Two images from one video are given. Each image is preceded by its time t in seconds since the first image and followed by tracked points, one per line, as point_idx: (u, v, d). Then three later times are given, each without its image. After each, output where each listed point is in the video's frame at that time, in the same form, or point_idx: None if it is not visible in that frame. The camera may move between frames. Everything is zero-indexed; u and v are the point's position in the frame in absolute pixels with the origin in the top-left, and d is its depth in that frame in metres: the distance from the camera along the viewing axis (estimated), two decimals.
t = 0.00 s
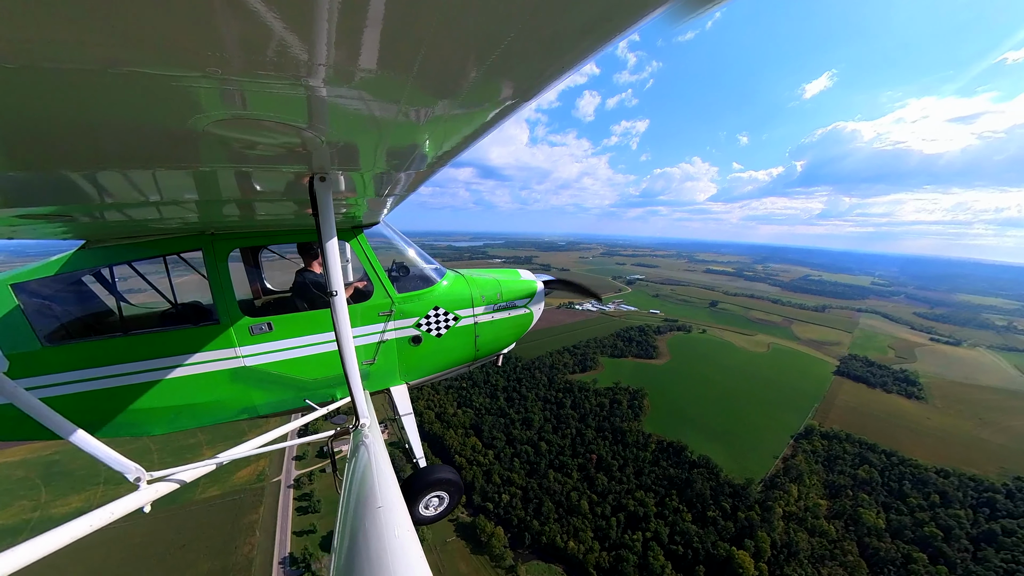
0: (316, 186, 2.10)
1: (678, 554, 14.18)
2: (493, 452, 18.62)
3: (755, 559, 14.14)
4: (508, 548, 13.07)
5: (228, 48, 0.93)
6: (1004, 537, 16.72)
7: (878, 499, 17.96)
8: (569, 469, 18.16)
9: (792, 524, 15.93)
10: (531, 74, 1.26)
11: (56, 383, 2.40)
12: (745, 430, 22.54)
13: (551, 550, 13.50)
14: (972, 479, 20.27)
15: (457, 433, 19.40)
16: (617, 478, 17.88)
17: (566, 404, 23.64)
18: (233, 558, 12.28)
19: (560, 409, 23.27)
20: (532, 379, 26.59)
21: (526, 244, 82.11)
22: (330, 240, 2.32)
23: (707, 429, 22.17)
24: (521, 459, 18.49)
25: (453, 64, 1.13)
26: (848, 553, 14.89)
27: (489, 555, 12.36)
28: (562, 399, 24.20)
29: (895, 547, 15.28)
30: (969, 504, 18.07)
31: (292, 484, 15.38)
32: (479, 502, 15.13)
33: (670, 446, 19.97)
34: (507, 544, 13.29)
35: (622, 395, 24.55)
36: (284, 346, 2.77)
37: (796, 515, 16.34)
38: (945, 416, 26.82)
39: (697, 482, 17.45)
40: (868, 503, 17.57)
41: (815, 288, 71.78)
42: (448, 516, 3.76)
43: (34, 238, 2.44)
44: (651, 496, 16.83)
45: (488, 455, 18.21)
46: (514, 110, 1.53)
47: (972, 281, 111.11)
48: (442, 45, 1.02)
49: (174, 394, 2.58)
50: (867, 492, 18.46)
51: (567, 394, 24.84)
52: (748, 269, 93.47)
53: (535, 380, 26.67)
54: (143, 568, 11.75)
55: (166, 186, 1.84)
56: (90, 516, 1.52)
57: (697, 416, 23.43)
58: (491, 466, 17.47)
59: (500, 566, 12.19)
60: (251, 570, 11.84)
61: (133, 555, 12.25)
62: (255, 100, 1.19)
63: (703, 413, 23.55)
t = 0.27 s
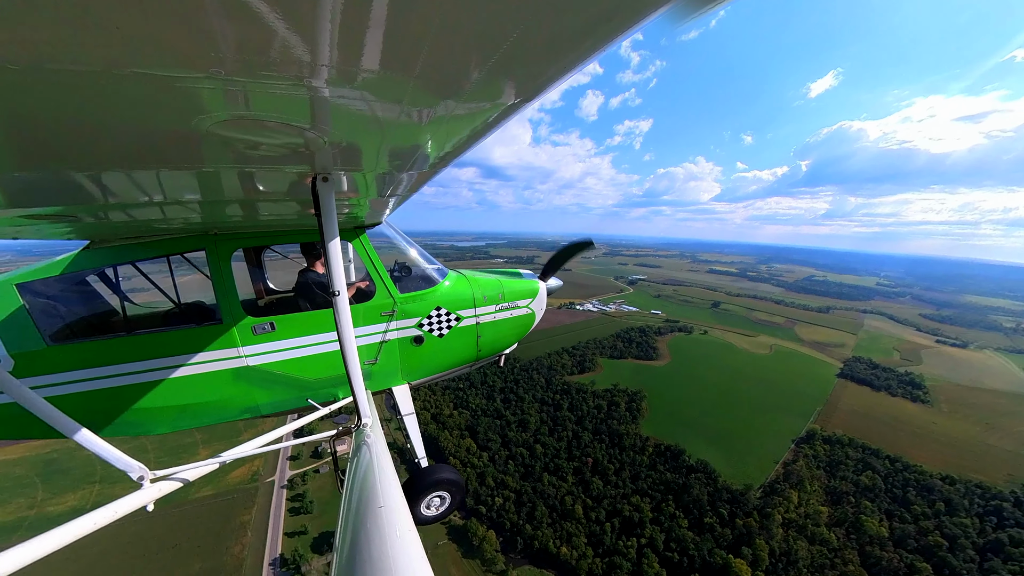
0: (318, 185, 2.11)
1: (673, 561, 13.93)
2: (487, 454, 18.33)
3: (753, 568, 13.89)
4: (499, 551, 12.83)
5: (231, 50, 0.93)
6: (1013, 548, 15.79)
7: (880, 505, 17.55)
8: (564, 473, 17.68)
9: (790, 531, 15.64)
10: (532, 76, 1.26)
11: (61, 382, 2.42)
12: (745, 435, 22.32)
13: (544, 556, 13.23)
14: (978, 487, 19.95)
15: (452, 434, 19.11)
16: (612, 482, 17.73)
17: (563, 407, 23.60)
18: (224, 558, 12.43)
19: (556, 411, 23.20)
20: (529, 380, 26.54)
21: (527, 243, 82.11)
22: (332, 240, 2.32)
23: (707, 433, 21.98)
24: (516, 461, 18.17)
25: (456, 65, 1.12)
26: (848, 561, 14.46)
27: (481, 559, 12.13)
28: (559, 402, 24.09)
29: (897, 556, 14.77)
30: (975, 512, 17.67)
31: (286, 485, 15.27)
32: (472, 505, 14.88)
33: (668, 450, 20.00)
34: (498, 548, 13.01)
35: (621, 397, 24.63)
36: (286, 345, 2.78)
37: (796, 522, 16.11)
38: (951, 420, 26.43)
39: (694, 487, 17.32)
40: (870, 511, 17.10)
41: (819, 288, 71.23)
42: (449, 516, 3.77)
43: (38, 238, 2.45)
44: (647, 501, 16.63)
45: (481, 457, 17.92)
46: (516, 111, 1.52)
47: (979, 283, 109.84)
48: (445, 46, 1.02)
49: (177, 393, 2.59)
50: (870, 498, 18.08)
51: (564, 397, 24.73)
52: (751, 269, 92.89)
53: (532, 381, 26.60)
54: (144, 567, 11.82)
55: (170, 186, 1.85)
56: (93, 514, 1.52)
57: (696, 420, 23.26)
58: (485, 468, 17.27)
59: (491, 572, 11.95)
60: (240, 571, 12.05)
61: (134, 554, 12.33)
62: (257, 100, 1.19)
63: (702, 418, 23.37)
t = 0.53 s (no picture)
0: (320, 187, 2.11)
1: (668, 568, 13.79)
2: (482, 456, 18.45)
3: None
4: (491, 555, 12.97)
5: (233, 54, 0.94)
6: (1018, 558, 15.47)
7: (883, 513, 17.21)
8: (559, 475, 17.90)
9: (789, 538, 15.31)
10: (534, 76, 1.25)
11: (67, 383, 2.44)
12: (745, 439, 22.07)
13: (536, 560, 13.31)
14: (985, 494, 19.47)
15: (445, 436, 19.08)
16: (607, 485, 17.58)
17: (560, 407, 23.18)
18: (216, 559, 12.40)
19: (553, 412, 22.93)
20: (526, 381, 26.41)
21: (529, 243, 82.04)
22: (335, 241, 2.32)
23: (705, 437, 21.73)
24: (510, 464, 18.26)
25: (457, 66, 1.12)
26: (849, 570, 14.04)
27: (471, 563, 12.24)
28: (556, 402, 23.79)
29: (899, 565, 14.43)
30: (980, 520, 17.22)
31: (279, 486, 15.16)
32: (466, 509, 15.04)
33: (664, 454, 19.73)
34: (490, 552, 13.19)
35: (618, 400, 24.20)
36: (290, 346, 2.79)
37: (797, 529, 15.72)
38: (957, 425, 26.13)
39: (690, 491, 16.63)
40: (873, 518, 16.77)
41: (823, 289, 70.66)
42: (453, 516, 3.77)
43: (43, 241, 2.48)
44: (642, 506, 16.52)
45: (476, 459, 18.12)
46: (518, 111, 1.52)
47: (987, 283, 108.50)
48: (447, 47, 1.01)
49: (181, 394, 2.61)
50: (871, 504, 17.87)
51: (562, 397, 24.33)
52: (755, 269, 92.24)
53: (529, 382, 26.44)
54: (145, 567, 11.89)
55: (173, 188, 1.85)
56: (98, 514, 1.54)
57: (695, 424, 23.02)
58: (479, 470, 17.42)
59: (482, 575, 12.01)
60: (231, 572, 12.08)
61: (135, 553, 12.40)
62: (260, 102, 1.20)
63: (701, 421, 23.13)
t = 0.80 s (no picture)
0: (324, 187, 2.12)
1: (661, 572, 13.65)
2: (476, 458, 18.38)
3: None
4: (481, 559, 13.02)
5: (232, 54, 0.93)
6: None
7: (885, 521, 16.84)
8: (553, 479, 17.74)
9: (788, 546, 15.09)
10: (536, 76, 1.25)
11: (73, 383, 2.46)
12: (745, 442, 21.88)
13: (527, 565, 13.26)
14: (992, 501, 18.96)
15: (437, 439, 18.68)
16: (601, 489, 17.48)
17: (556, 409, 23.22)
18: (207, 559, 12.43)
19: (550, 414, 22.90)
20: (523, 383, 26.39)
21: (531, 243, 82.00)
22: (338, 240, 2.33)
23: (706, 439, 21.58)
24: (505, 467, 18.23)
25: (459, 65, 1.12)
26: None
27: (461, 566, 12.33)
28: (553, 404, 23.85)
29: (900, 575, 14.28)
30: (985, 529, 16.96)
31: (272, 486, 15.41)
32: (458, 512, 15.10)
33: (662, 457, 19.49)
34: (481, 556, 13.22)
35: (616, 401, 24.03)
36: (294, 346, 2.81)
37: (795, 537, 15.48)
38: (962, 430, 25.84)
39: (687, 496, 16.76)
40: (874, 526, 16.43)
41: (827, 290, 70.21)
42: (456, 515, 3.78)
43: (49, 242, 2.50)
44: (638, 511, 16.39)
45: (470, 462, 17.91)
46: (520, 111, 1.52)
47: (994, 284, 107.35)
48: (449, 49, 1.02)
49: (186, 394, 2.63)
50: (873, 512, 17.31)
51: (558, 399, 24.40)
52: (758, 270, 91.71)
53: (526, 383, 26.41)
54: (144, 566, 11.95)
55: (177, 189, 1.86)
56: (105, 513, 1.55)
57: (695, 426, 22.89)
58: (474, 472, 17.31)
59: None
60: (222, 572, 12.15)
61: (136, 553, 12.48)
62: (263, 103, 1.20)
63: (701, 424, 22.98)
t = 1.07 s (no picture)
0: (327, 187, 2.13)
1: None
2: (470, 460, 18.38)
3: None
4: (471, 564, 13.18)
5: (233, 55, 0.94)
6: None
7: (887, 529, 16.64)
8: (547, 482, 17.72)
9: (785, 555, 14.92)
10: (539, 76, 1.25)
11: (77, 382, 2.48)
12: (744, 447, 21.72)
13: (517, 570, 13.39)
14: (997, 510, 18.73)
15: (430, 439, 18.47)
16: (596, 493, 17.42)
17: (553, 412, 23.14)
18: (197, 559, 12.48)
19: (546, 417, 22.84)
20: (520, 384, 26.41)
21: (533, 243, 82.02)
22: (341, 240, 2.34)
23: (704, 444, 21.45)
24: (499, 469, 18.30)
25: (462, 66, 1.12)
26: None
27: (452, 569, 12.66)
28: (549, 406, 23.81)
29: None
30: (990, 539, 16.90)
31: (265, 487, 15.54)
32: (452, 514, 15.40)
33: (658, 462, 19.42)
34: (471, 560, 13.37)
35: (613, 404, 24.02)
36: (297, 346, 2.82)
37: (794, 545, 15.31)
38: (967, 434, 25.60)
39: (683, 503, 16.79)
40: (876, 534, 16.12)
41: (831, 291, 69.79)
42: (458, 514, 3.78)
43: (55, 242, 2.51)
44: (632, 517, 16.32)
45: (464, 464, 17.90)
46: (523, 111, 1.52)
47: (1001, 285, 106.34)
48: (452, 49, 1.02)
49: (190, 393, 2.65)
50: (874, 520, 17.01)
51: (555, 401, 24.41)
52: (761, 270, 91.29)
53: (524, 385, 26.46)
54: (146, 567, 12.04)
55: (182, 189, 1.87)
56: (110, 511, 1.56)
57: (693, 429, 22.75)
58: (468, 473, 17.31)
59: None
60: (211, 571, 12.21)
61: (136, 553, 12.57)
62: (267, 104, 1.20)
63: (699, 428, 22.83)
